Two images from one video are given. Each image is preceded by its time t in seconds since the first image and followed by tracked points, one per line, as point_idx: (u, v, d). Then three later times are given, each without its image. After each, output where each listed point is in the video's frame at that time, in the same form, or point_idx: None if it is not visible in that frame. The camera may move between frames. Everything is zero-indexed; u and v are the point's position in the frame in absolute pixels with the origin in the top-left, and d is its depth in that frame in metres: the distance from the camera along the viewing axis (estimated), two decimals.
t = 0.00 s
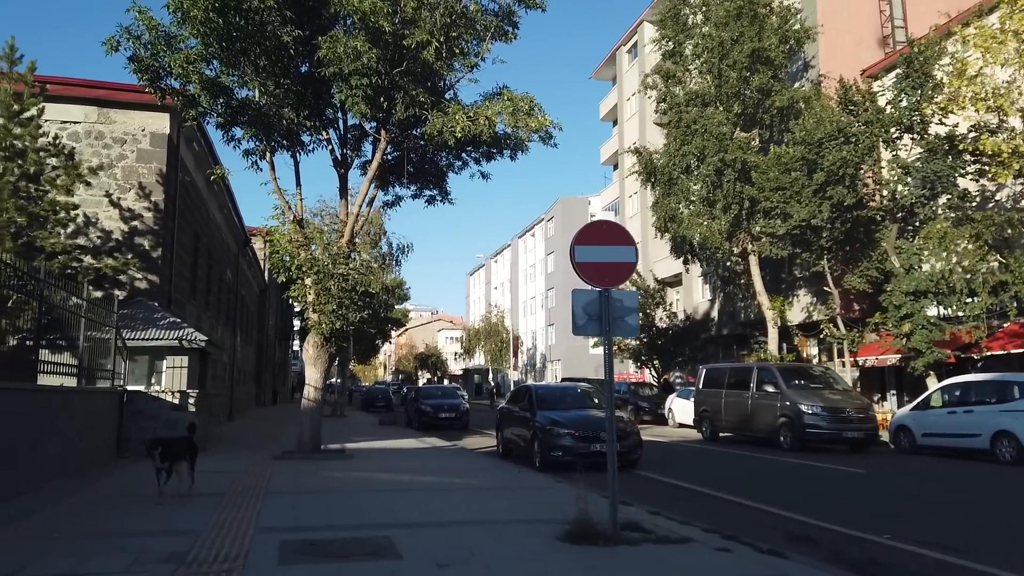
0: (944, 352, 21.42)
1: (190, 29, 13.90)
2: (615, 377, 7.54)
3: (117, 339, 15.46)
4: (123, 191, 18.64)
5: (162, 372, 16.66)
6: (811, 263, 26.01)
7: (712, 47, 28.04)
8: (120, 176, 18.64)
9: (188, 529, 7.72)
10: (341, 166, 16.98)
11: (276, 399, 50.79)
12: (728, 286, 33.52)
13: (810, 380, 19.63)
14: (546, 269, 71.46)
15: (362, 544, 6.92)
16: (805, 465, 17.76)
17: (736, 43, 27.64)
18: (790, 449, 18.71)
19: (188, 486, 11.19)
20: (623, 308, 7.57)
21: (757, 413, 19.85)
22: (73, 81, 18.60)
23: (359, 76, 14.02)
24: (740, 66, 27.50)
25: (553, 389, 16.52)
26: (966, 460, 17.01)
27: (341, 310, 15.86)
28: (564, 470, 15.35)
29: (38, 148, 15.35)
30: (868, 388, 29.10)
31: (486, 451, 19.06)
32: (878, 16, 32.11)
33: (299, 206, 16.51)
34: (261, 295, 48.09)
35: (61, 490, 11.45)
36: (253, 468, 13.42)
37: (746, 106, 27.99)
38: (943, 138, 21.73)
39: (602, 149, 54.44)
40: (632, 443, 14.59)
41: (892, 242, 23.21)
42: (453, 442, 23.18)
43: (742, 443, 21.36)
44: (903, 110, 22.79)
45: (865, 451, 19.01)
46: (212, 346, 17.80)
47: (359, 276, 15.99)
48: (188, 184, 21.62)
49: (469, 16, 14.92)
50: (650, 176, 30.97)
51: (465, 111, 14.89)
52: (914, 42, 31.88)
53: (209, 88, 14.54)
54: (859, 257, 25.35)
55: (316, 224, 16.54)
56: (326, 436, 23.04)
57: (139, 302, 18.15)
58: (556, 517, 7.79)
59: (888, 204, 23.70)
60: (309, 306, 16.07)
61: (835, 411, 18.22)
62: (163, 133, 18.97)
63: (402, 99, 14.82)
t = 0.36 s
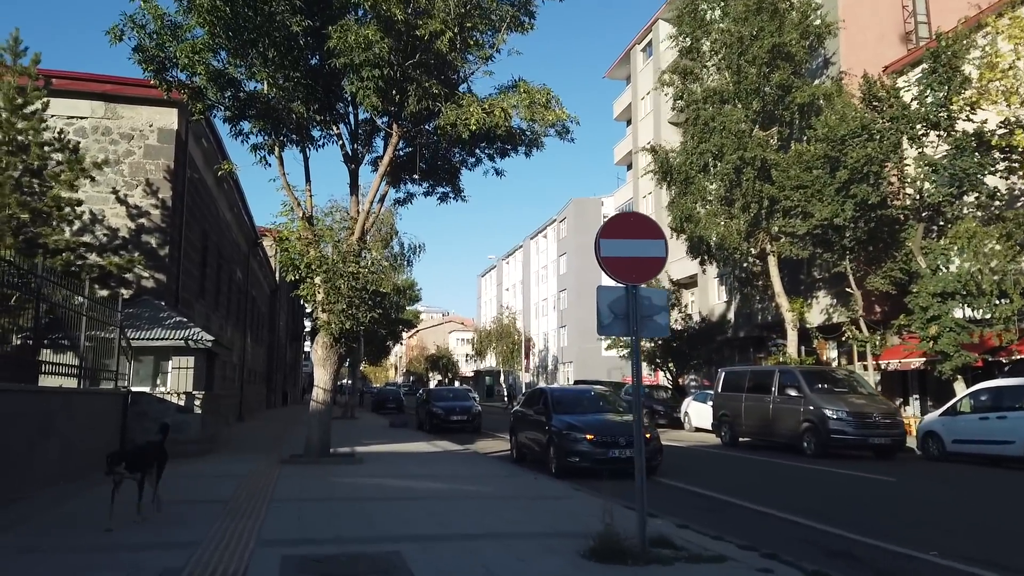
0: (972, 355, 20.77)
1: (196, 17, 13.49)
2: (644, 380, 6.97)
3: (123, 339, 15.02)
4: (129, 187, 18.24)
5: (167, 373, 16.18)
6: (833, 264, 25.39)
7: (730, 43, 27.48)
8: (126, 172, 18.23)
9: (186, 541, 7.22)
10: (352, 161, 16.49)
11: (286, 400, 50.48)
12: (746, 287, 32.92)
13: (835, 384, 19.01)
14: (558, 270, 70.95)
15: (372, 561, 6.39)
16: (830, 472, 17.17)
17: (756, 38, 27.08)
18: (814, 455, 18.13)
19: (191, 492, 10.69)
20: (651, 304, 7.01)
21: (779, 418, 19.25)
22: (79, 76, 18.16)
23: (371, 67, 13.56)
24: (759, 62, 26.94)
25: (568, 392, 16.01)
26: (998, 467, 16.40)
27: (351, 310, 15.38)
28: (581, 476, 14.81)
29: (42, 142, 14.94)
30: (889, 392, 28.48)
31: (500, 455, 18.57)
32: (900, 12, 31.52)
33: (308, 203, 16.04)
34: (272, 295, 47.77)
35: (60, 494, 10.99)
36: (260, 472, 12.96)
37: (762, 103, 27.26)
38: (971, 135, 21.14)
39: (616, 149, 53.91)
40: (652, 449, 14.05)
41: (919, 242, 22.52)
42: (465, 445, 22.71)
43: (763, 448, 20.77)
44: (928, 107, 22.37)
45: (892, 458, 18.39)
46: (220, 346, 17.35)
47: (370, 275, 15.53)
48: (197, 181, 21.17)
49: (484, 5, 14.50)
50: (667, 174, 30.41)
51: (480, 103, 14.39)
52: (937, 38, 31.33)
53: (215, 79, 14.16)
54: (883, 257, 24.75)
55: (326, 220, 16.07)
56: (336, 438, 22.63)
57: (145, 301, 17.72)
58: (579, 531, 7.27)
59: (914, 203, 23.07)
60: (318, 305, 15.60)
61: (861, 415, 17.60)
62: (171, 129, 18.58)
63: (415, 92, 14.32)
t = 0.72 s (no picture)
0: (994, 355, 20.14)
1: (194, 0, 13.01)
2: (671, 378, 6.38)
3: (120, 335, 14.43)
4: (128, 180, 17.74)
5: (167, 371, 15.32)
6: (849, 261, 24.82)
7: (742, 36, 26.92)
8: (125, 165, 17.72)
9: (177, 552, 6.72)
10: (356, 153, 15.95)
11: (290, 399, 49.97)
12: (757, 287, 32.37)
13: (853, 384, 18.49)
14: (565, 270, 70.42)
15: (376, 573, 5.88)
16: (850, 474, 16.62)
17: (770, 30, 26.52)
18: (835, 457, 17.54)
19: (187, 497, 10.16)
20: (679, 294, 6.41)
21: (796, 419, 18.69)
22: (77, 65, 17.68)
23: (374, 54, 13.07)
24: (773, 55, 26.37)
25: (580, 392, 15.49)
26: None
27: (355, 306, 14.86)
28: (594, 479, 14.28)
29: (35, 132, 14.44)
30: (905, 392, 27.95)
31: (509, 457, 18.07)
32: (915, 5, 30.99)
33: (312, 197, 15.52)
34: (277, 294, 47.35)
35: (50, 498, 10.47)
36: (261, 475, 12.46)
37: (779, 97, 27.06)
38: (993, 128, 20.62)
39: (623, 147, 53.36)
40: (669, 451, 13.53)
41: (938, 239, 22.01)
42: (473, 447, 22.20)
43: (779, 450, 20.24)
44: (948, 100, 21.78)
45: (913, 461, 17.83)
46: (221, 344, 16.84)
47: (375, 271, 15.02)
48: (198, 175, 20.58)
49: None
50: (676, 170, 29.87)
51: (489, 90, 13.81)
52: (953, 31, 30.82)
53: (215, 65, 13.66)
54: (900, 254, 24.28)
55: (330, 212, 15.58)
56: (341, 438, 22.17)
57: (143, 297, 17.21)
58: (602, 541, 6.75)
59: (934, 199, 22.50)
60: (321, 301, 15.09)
61: (882, 417, 17.06)
62: (171, 121, 18.08)
63: (421, 79, 13.80)
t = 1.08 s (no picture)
0: None
1: (210, 3, 12.70)
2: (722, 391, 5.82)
3: (135, 346, 14.04)
4: (145, 189, 17.39)
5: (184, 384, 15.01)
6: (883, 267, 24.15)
7: (767, 38, 26.41)
8: (143, 174, 17.41)
9: None
10: (377, 158, 15.51)
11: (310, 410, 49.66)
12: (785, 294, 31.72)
13: (892, 396, 17.98)
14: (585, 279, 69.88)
15: None
16: (890, 489, 16.00)
17: (799, 31, 25.98)
18: (874, 471, 17.20)
19: (204, 515, 9.75)
20: (731, 299, 5.87)
21: (834, 430, 18.34)
22: (94, 74, 17.44)
23: (395, 55, 12.71)
24: (801, 57, 25.82)
25: (609, 404, 14.94)
26: None
27: (376, 315, 14.40)
28: (625, 494, 13.72)
29: (52, 140, 14.18)
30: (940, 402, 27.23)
31: (534, 470, 17.59)
32: (945, 6, 30.33)
33: (331, 204, 15.05)
34: (297, 305, 47.15)
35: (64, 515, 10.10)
36: (280, 491, 12.05)
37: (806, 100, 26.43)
38: None
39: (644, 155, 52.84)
40: (704, 466, 12.98)
41: (978, 244, 21.43)
42: (497, 459, 21.71)
43: (813, 463, 19.61)
44: (983, 101, 21.28)
45: (955, 474, 17.16)
46: (239, 356, 16.43)
47: (396, 279, 14.58)
48: (216, 184, 20.17)
49: None
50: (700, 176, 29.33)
51: (514, 90, 13.40)
52: (985, 31, 30.11)
53: (232, 68, 13.33)
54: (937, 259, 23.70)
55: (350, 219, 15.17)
56: (363, 451, 21.79)
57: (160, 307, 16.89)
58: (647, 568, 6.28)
59: (972, 203, 21.86)
60: (341, 310, 14.63)
61: (923, 429, 16.69)
62: (189, 129, 17.71)
63: (443, 80, 13.37)
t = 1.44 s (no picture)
0: None
1: None
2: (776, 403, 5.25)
3: (137, 355, 13.48)
4: (149, 194, 16.73)
5: (187, 394, 14.56)
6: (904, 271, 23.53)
7: (783, 37, 26.03)
8: (146, 177, 16.74)
9: None
10: (386, 159, 14.92)
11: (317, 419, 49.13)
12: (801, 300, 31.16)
13: (920, 402, 17.36)
14: (592, 285, 69.34)
15: None
16: (920, 500, 15.39)
17: (814, 29, 25.78)
18: (902, 480, 16.59)
19: (207, 536, 9.19)
20: (781, 299, 5.33)
21: (859, 438, 17.75)
22: (95, 75, 16.80)
23: (407, 51, 12.26)
24: (818, 56, 25.56)
25: (628, 413, 14.33)
26: None
27: (386, 321, 13.86)
28: (647, 507, 13.10)
29: (51, 143, 13.68)
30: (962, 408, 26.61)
31: (549, 481, 17.02)
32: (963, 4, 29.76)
33: (339, 206, 14.52)
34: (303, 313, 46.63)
35: (60, 535, 9.56)
36: (287, 506, 11.51)
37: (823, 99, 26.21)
38: None
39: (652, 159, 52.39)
40: (729, 477, 12.37)
41: (1003, 245, 21.02)
42: (509, 469, 21.13)
43: (837, 472, 18.99)
44: (1007, 98, 20.92)
45: (986, 484, 16.54)
46: (244, 364, 15.88)
47: (406, 284, 14.08)
48: (222, 189, 19.53)
49: None
50: (713, 178, 28.80)
51: (531, 86, 12.95)
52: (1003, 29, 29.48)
53: (237, 65, 12.88)
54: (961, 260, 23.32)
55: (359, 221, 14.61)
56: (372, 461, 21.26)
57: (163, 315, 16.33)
58: None
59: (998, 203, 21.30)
60: (350, 317, 14.07)
61: (954, 437, 16.07)
62: (193, 131, 17.06)
63: (455, 77, 12.99)
